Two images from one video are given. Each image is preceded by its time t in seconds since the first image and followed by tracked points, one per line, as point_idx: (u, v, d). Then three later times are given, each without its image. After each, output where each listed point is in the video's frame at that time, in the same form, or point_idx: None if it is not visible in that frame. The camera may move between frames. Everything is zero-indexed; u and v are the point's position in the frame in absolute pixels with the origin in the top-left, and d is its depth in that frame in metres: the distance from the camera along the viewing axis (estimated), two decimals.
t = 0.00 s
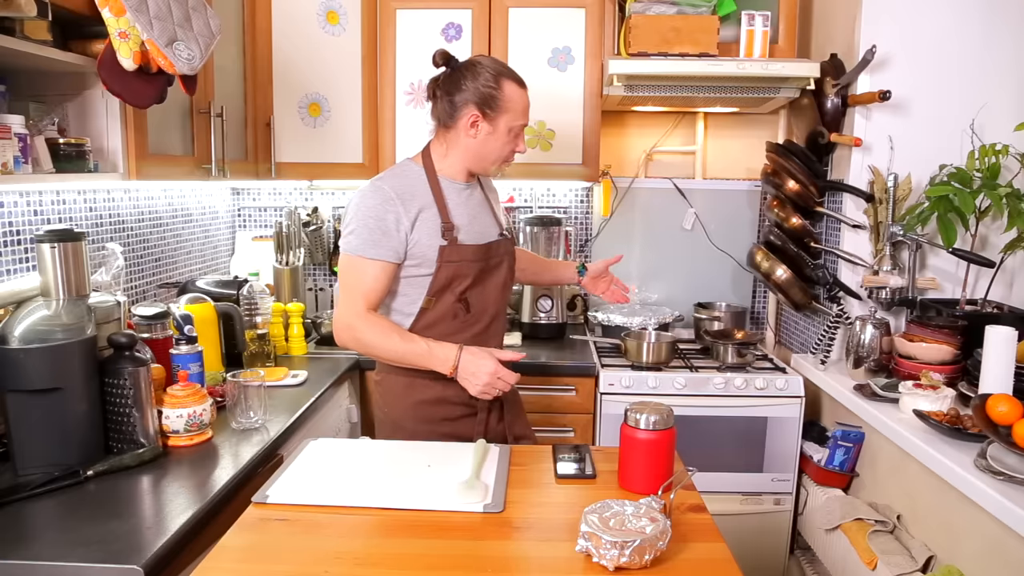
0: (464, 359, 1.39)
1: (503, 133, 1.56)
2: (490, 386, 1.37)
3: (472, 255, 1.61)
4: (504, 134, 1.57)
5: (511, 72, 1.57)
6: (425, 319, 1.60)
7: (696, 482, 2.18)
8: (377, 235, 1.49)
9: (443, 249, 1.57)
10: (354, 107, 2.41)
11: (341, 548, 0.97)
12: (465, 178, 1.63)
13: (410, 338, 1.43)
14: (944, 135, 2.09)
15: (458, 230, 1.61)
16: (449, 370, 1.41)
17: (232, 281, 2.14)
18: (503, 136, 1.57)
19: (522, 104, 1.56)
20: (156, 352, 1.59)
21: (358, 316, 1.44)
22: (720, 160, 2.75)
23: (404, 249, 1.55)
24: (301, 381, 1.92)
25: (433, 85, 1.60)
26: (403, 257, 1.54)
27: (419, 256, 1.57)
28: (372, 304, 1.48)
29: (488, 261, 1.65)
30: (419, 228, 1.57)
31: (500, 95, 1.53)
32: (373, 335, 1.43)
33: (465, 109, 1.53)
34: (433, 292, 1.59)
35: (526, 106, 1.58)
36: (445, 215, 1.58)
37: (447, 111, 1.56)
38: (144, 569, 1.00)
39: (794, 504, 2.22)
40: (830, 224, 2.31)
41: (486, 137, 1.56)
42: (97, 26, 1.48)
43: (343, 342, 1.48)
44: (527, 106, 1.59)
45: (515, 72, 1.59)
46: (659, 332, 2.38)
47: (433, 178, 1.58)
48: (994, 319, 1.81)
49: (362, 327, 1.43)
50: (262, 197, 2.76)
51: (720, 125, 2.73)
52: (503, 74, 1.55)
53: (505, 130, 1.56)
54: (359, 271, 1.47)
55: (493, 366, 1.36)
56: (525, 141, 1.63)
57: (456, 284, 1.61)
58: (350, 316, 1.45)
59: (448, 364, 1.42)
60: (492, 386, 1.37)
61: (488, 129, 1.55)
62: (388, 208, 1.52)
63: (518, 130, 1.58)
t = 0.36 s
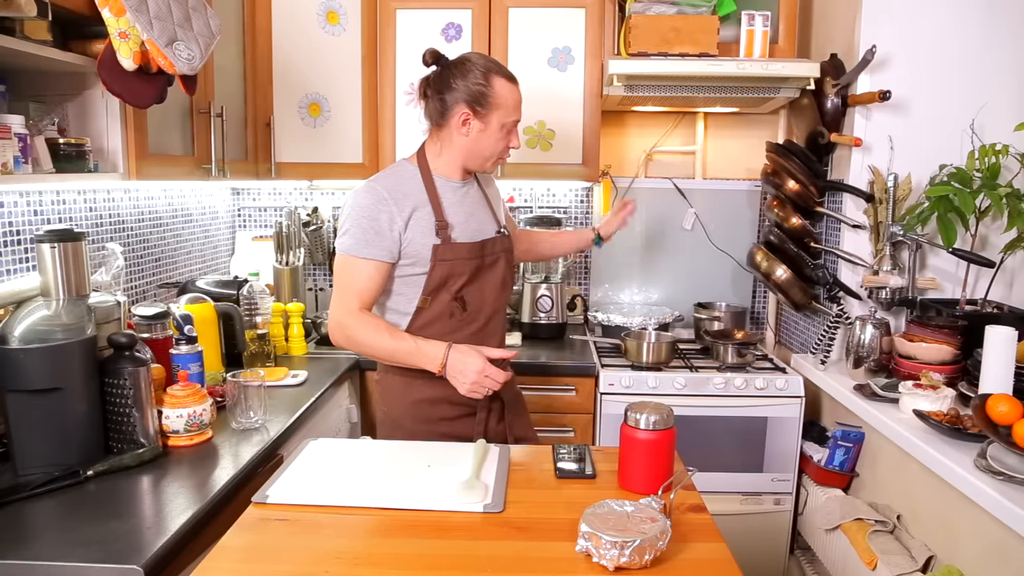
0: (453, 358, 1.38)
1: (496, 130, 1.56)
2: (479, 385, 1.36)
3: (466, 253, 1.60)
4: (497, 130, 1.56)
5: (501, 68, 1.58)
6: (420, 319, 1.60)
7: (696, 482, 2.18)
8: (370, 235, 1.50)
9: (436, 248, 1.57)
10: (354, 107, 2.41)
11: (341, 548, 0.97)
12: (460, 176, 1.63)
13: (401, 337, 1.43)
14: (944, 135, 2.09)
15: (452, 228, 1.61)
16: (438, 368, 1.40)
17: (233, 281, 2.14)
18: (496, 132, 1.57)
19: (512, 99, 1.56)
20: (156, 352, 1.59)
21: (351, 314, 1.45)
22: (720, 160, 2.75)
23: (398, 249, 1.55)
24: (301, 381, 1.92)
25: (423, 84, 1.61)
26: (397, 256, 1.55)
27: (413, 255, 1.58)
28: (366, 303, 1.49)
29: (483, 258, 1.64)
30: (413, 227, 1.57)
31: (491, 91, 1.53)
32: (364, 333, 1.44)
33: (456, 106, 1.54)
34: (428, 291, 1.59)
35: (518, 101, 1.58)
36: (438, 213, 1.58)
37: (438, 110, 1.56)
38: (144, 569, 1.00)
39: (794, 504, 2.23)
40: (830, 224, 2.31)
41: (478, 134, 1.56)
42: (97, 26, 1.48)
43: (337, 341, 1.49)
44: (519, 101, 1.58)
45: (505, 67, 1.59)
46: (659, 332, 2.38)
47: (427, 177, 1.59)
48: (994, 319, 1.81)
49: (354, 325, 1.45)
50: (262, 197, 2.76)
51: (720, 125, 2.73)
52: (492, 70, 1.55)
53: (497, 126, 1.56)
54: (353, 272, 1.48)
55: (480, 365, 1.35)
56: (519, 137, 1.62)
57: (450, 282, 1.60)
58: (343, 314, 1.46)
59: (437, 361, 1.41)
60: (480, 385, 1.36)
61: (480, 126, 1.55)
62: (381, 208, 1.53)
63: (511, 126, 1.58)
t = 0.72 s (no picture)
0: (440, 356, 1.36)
1: (476, 124, 1.53)
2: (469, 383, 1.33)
3: (462, 254, 1.59)
4: (477, 126, 1.53)
5: (482, 61, 1.56)
6: (417, 321, 1.60)
7: (696, 482, 2.18)
8: (364, 235, 1.51)
9: (431, 249, 1.57)
10: (354, 107, 2.41)
11: (341, 548, 0.97)
12: (458, 176, 1.64)
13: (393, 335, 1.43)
14: (944, 135, 2.09)
15: (449, 228, 1.61)
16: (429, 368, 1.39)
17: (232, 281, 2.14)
18: (477, 128, 1.53)
19: (491, 90, 1.53)
20: (156, 352, 1.59)
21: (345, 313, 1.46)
22: (720, 160, 2.75)
23: (393, 249, 1.56)
24: (301, 381, 1.92)
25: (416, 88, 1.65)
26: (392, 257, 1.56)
27: (408, 255, 1.58)
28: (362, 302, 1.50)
29: (481, 259, 1.63)
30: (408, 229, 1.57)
31: (464, 84, 1.52)
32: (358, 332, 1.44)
33: (433, 106, 1.55)
34: (425, 292, 1.59)
35: (500, 92, 1.54)
36: (433, 213, 1.58)
37: (425, 111, 1.60)
38: (144, 569, 1.00)
39: (794, 504, 2.23)
40: (830, 224, 2.31)
41: (459, 130, 1.55)
42: (97, 26, 1.48)
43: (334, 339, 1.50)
44: (502, 91, 1.54)
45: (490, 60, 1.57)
46: (659, 332, 2.38)
47: (424, 178, 1.59)
48: (994, 319, 1.81)
49: (347, 324, 1.45)
50: (262, 197, 2.76)
51: (720, 125, 2.73)
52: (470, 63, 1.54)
53: (475, 121, 1.52)
54: (348, 270, 1.49)
55: (468, 366, 1.33)
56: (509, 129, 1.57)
57: (447, 283, 1.60)
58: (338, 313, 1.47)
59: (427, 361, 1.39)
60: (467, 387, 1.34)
61: (460, 122, 1.54)
62: (376, 208, 1.54)
63: (495, 118, 1.54)
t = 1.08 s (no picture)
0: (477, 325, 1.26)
1: (444, 109, 1.56)
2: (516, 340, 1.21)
3: (470, 251, 1.60)
4: (445, 109, 1.56)
5: (461, 51, 1.58)
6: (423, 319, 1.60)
7: (696, 482, 2.18)
8: (380, 223, 1.50)
9: (439, 245, 1.58)
10: (354, 107, 2.41)
11: (341, 548, 0.97)
12: (463, 173, 1.66)
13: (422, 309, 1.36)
14: (944, 135, 2.09)
15: (457, 224, 1.62)
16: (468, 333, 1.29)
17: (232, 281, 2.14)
18: (446, 112, 1.56)
19: (458, 75, 1.54)
20: (156, 352, 1.59)
21: (366, 301, 1.41)
22: (720, 160, 2.75)
23: (406, 239, 1.56)
24: (301, 381, 1.92)
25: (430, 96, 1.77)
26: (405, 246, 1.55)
27: (417, 248, 1.58)
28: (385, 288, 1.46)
29: (488, 258, 1.64)
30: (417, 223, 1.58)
31: (435, 74, 1.58)
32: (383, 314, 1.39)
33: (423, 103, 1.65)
34: (432, 290, 1.59)
35: (469, 77, 1.54)
36: (441, 206, 1.60)
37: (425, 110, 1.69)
38: (144, 569, 1.00)
39: (794, 504, 2.23)
40: (830, 224, 2.31)
41: (435, 118, 1.59)
42: (97, 26, 1.48)
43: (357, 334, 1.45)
44: (471, 76, 1.54)
45: (471, 50, 1.58)
46: (659, 332, 2.38)
47: (432, 174, 1.61)
48: (994, 320, 1.81)
49: (371, 309, 1.40)
50: (262, 197, 2.76)
51: (720, 125, 2.73)
52: (446, 54, 1.58)
53: (442, 104, 1.56)
54: (365, 258, 1.47)
55: (511, 326, 1.22)
56: (479, 114, 1.55)
57: (454, 281, 1.61)
58: (357, 304, 1.42)
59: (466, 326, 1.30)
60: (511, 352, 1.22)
61: (435, 110, 1.59)
62: (389, 198, 1.54)
63: (459, 101, 1.54)
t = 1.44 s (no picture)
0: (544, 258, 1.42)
1: (447, 116, 1.55)
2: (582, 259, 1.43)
3: (487, 250, 1.60)
4: (449, 116, 1.54)
5: (467, 54, 1.54)
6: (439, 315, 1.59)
7: (696, 482, 2.18)
8: (414, 216, 1.48)
9: (456, 242, 1.58)
10: (354, 107, 2.41)
11: (342, 548, 0.97)
12: (470, 176, 1.66)
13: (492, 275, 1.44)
14: (944, 136, 2.09)
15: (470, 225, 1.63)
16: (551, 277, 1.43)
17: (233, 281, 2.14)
18: (450, 119, 1.54)
19: (462, 83, 1.51)
20: (156, 352, 1.59)
21: (438, 289, 1.40)
22: (720, 160, 2.76)
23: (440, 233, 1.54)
24: (301, 381, 1.92)
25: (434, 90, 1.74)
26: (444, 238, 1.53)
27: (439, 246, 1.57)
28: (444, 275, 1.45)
29: (503, 257, 1.64)
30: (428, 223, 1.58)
31: (438, 78, 1.55)
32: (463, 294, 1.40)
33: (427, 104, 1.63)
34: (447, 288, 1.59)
35: (474, 85, 1.52)
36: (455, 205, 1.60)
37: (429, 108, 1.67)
38: (144, 569, 1.00)
39: (794, 504, 2.23)
40: (830, 224, 2.31)
41: (438, 123, 1.58)
42: (97, 26, 1.48)
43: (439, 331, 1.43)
44: (476, 84, 1.52)
45: (477, 54, 1.55)
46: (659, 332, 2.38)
47: (442, 176, 1.61)
48: (994, 320, 1.81)
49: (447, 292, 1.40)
50: (262, 197, 2.76)
51: (720, 125, 2.73)
52: (451, 58, 1.54)
53: (447, 112, 1.54)
54: (413, 248, 1.45)
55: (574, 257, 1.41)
56: (483, 124, 1.53)
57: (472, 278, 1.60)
58: (430, 297, 1.40)
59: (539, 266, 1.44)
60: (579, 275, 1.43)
61: (438, 116, 1.57)
62: (411, 195, 1.53)
63: (463, 110, 1.53)
